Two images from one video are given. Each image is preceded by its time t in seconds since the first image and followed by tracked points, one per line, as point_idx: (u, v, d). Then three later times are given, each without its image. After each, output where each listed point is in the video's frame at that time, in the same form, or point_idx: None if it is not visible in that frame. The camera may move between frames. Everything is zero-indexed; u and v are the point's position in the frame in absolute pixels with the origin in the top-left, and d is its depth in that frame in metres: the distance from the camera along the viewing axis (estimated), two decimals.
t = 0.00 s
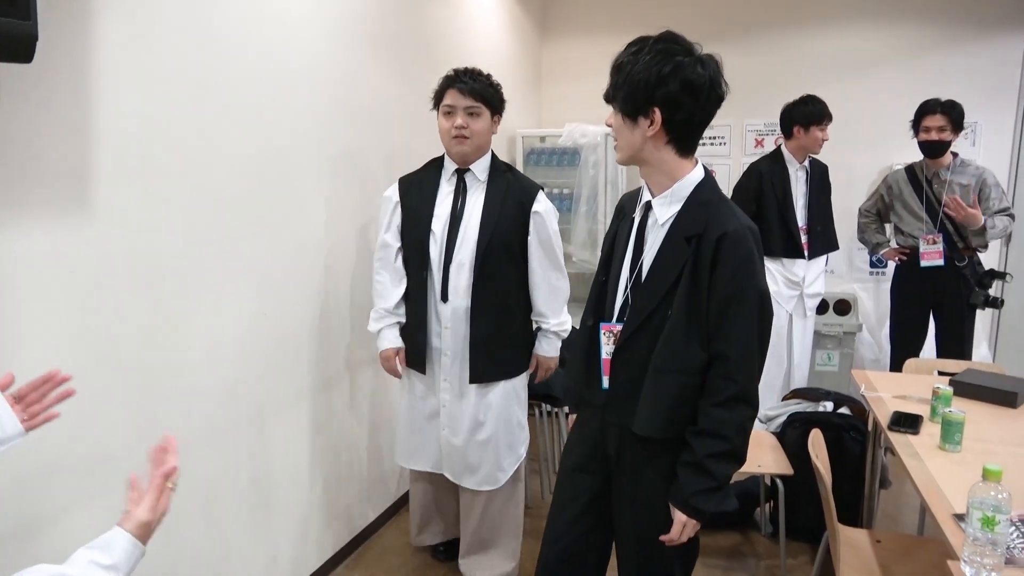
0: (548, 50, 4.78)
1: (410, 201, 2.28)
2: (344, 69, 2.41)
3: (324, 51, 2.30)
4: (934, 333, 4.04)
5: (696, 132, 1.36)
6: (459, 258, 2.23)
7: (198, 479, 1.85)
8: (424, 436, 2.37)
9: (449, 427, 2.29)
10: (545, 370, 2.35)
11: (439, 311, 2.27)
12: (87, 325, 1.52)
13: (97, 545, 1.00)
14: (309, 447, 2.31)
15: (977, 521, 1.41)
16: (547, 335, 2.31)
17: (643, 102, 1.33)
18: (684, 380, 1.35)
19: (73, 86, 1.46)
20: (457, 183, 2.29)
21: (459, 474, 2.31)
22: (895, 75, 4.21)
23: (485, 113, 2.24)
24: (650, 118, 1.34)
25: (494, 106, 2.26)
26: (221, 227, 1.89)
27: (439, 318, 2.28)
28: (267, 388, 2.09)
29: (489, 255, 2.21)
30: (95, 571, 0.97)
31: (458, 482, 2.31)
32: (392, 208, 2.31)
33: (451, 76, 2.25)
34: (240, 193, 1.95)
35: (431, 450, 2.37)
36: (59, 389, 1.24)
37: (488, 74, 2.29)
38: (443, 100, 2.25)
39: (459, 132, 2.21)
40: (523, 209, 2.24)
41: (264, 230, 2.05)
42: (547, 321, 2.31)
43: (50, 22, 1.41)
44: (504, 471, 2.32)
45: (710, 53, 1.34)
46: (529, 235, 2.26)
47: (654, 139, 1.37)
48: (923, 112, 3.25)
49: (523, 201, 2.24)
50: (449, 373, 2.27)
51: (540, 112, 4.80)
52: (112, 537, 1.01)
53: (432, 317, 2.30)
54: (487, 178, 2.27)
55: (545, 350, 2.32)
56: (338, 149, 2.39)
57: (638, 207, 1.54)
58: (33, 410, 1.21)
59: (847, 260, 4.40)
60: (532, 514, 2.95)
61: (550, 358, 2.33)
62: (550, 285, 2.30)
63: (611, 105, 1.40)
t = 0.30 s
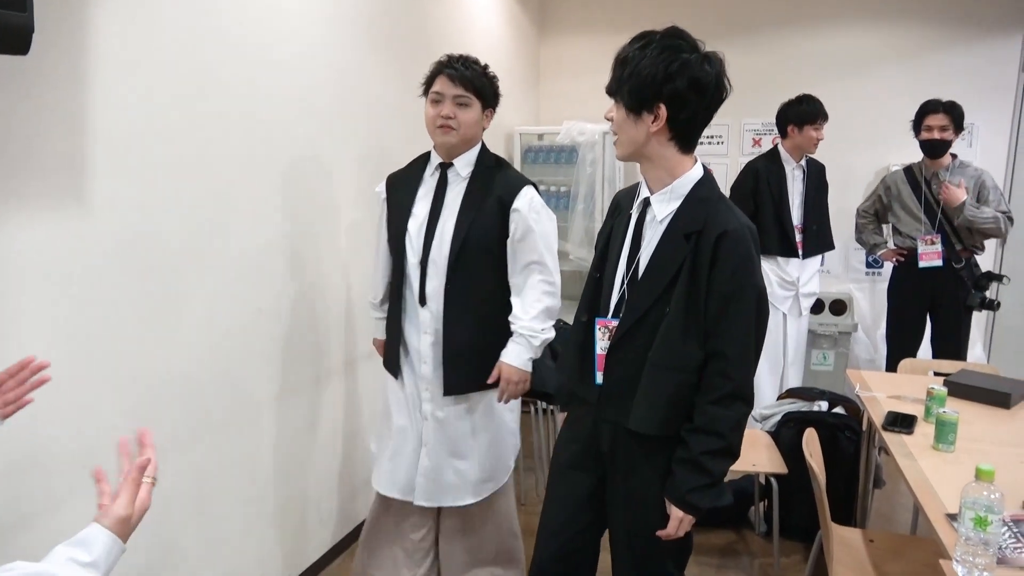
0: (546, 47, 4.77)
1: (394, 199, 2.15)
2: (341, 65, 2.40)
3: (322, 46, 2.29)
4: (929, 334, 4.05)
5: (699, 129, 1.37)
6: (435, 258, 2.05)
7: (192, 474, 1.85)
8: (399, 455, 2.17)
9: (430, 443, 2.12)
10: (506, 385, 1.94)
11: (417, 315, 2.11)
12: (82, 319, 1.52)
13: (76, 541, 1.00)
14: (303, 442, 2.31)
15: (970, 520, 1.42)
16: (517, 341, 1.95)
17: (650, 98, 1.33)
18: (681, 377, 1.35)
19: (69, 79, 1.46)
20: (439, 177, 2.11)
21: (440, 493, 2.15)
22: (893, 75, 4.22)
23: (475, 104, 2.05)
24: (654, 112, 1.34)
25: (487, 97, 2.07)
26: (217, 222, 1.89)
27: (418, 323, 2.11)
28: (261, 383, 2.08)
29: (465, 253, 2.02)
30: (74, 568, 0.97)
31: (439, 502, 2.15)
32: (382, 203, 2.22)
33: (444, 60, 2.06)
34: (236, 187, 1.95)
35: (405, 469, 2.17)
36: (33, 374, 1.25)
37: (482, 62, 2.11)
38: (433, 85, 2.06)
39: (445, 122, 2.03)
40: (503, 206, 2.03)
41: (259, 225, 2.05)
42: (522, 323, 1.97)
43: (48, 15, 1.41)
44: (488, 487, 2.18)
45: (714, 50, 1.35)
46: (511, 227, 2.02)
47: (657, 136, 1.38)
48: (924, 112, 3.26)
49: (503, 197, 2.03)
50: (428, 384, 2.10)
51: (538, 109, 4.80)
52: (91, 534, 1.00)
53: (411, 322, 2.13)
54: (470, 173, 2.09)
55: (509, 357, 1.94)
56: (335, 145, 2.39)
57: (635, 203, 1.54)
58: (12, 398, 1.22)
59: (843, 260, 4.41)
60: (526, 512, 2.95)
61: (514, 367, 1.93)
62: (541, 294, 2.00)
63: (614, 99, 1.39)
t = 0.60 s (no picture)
0: (552, 45, 4.77)
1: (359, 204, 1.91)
2: (346, 61, 2.40)
3: (326, 43, 2.29)
4: (936, 334, 4.04)
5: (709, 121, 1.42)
6: (409, 266, 1.84)
7: (195, 471, 1.86)
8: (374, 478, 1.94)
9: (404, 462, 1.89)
10: (486, 392, 1.82)
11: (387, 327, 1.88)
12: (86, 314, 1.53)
13: (64, 521, 0.93)
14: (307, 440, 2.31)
15: (975, 520, 1.41)
16: (500, 346, 1.82)
17: (675, 93, 1.35)
18: (693, 373, 1.36)
19: (76, 75, 1.46)
20: (411, 180, 1.89)
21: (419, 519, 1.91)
22: (900, 74, 4.20)
23: (443, 105, 1.82)
24: (677, 107, 1.36)
25: (455, 96, 1.84)
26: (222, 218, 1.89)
27: (388, 334, 1.88)
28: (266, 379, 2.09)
29: (442, 263, 1.82)
30: (62, 552, 0.91)
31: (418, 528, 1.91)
32: (345, 211, 1.96)
33: (405, 57, 1.81)
34: (241, 182, 1.95)
35: (385, 494, 1.93)
36: (23, 349, 1.16)
37: (449, 54, 1.86)
38: (394, 86, 1.82)
39: (411, 129, 1.80)
40: (483, 211, 1.86)
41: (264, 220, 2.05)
42: (505, 330, 1.83)
43: (55, 11, 1.41)
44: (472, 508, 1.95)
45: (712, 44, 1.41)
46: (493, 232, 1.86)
47: (672, 132, 1.40)
48: (934, 111, 3.24)
49: (483, 202, 1.86)
50: (401, 400, 1.87)
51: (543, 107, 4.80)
52: (78, 514, 0.93)
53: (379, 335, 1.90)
54: (446, 175, 1.88)
55: (490, 363, 1.80)
56: (338, 143, 2.39)
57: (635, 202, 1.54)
58: None
59: (849, 259, 4.39)
60: (529, 509, 2.95)
61: (494, 374, 1.80)
62: (524, 302, 1.86)
63: (628, 98, 1.38)
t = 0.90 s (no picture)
0: (574, 43, 4.76)
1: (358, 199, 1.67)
2: (369, 60, 2.41)
3: (350, 42, 2.30)
4: (964, 334, 3.98)
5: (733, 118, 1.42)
6: (419, 275, 1.65)
7: (223, 468, 1.88)
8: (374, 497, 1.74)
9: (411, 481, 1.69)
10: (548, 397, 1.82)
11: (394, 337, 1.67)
12: (119, 311, 1.55)
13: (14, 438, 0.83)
14: (328, 438, 2.32)
15: (1006, 524, 1.37)
16: (551, 354, 1.79)
17: (700, 93, 1.34)
18: (725, 372, 1.37)
19: (104, 73, 1.48)
20: (416, 179, 1.68)
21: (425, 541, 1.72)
22: (928, 70, 4.13)
23: (445, 98, 1.63)
24: (702, 106, 1.36)
25: (457, 88, 1.66)
26: (247, 216, 1.90)
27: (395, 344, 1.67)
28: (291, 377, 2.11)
29: (457, 273, 1.64)
30: (18, 473, 0.82)
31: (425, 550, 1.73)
32: (334, 206, 1.69)
33: (400, 47, 1.64)
34: (268, 181, 1.97)
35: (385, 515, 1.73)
36: None
37: (450, 43, 1.68)
38: (391, 80, 1.65)
39: (410, 124, 1.62)
40: (498, 212, 1.68)
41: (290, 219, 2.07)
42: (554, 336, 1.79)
43: (87, 13, 1.43)
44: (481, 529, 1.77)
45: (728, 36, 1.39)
46: (518, 240, 1.72)
47: (698, 131, 1.39)
48: (964, 109, 3.18)
49: (499, 203, 1.68)
50: (408, 416, 1.67)
51: (565, 105, 4.79)
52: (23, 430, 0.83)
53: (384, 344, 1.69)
54: (454, 175, 1.68)
55: (552, 372, 1.79)
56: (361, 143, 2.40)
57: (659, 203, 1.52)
58: None
59: (874, 258, 4.34)
60: (550, 508, 2.95)
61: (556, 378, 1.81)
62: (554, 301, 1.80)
63: (649, 101, 1.37)
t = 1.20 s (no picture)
0: (588, 42, 4.75)
1: (365, 201, 1.59)
2: (383, 60, 2.42)
3: (363, 42, 2.31)
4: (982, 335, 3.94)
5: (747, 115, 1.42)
6: (424, 290, 1.56)
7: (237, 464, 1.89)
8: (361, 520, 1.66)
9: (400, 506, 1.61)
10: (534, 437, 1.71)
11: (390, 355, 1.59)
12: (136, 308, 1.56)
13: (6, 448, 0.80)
14: (340, 435, 2.33)
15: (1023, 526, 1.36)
16: (540, 388, 1.69)
17: (718, 84, 1.34)
18: (737, 370, 1.36)
19: (122, 72, 1.49)
20: (426, 184, 1.61)
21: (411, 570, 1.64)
22: (946, 69, 4.09)
23: (460, 95, 1.58)
24: (719, 99, 1.36)
25: (472, 86, 1.60)
26: (261, 215, 1.91)
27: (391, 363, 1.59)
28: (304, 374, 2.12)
29: (466, 285, 1.56)
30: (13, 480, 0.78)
31: None
32: (337, 213, 1.61)
33: (413, 42, 1.59)
34: (282, 179, 1.98)
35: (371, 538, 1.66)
36: None
37: (465, 37, 1.63)
38: (403, 76, 1.59)
39: (424, 122, 1.56)
40: (514, 228, 1.60)
41: (303, 217, 2.08)
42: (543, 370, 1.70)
43: (106, 11, 1.45)
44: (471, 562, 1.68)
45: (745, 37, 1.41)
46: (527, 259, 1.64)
47: (713, 124, 1.39)
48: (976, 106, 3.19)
49: (516, 217, 1.61)
50: (400, 440, 1.58)
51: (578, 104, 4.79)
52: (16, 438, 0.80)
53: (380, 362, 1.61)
54: (468, 181, 1.62)
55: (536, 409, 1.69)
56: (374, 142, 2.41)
57: (669, 201, 1.51)
58: None
59: (890, 258, 4.31)
60: (561, 507, 2.95)
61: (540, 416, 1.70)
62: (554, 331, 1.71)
63: (669, 88, 1.37)
